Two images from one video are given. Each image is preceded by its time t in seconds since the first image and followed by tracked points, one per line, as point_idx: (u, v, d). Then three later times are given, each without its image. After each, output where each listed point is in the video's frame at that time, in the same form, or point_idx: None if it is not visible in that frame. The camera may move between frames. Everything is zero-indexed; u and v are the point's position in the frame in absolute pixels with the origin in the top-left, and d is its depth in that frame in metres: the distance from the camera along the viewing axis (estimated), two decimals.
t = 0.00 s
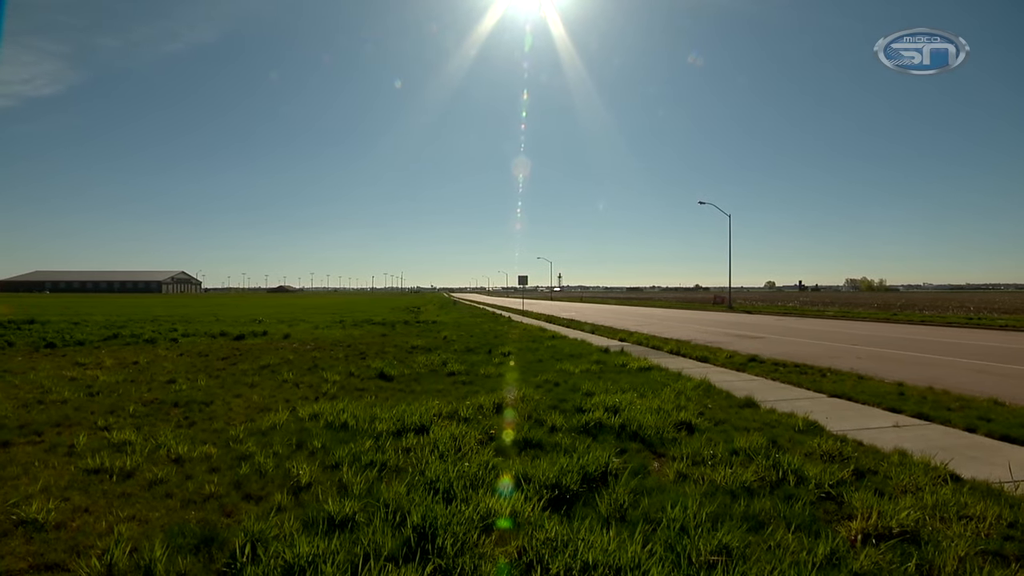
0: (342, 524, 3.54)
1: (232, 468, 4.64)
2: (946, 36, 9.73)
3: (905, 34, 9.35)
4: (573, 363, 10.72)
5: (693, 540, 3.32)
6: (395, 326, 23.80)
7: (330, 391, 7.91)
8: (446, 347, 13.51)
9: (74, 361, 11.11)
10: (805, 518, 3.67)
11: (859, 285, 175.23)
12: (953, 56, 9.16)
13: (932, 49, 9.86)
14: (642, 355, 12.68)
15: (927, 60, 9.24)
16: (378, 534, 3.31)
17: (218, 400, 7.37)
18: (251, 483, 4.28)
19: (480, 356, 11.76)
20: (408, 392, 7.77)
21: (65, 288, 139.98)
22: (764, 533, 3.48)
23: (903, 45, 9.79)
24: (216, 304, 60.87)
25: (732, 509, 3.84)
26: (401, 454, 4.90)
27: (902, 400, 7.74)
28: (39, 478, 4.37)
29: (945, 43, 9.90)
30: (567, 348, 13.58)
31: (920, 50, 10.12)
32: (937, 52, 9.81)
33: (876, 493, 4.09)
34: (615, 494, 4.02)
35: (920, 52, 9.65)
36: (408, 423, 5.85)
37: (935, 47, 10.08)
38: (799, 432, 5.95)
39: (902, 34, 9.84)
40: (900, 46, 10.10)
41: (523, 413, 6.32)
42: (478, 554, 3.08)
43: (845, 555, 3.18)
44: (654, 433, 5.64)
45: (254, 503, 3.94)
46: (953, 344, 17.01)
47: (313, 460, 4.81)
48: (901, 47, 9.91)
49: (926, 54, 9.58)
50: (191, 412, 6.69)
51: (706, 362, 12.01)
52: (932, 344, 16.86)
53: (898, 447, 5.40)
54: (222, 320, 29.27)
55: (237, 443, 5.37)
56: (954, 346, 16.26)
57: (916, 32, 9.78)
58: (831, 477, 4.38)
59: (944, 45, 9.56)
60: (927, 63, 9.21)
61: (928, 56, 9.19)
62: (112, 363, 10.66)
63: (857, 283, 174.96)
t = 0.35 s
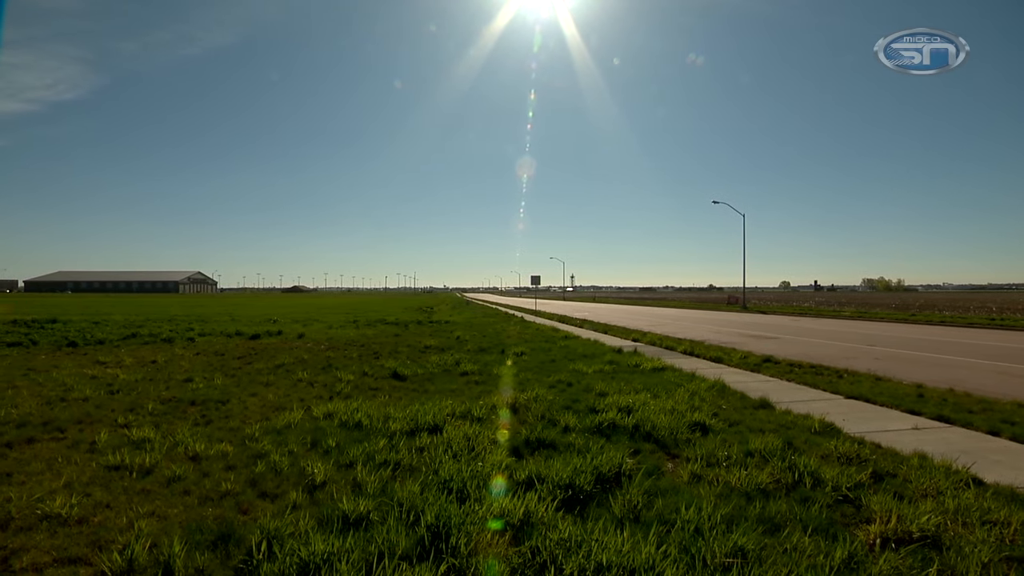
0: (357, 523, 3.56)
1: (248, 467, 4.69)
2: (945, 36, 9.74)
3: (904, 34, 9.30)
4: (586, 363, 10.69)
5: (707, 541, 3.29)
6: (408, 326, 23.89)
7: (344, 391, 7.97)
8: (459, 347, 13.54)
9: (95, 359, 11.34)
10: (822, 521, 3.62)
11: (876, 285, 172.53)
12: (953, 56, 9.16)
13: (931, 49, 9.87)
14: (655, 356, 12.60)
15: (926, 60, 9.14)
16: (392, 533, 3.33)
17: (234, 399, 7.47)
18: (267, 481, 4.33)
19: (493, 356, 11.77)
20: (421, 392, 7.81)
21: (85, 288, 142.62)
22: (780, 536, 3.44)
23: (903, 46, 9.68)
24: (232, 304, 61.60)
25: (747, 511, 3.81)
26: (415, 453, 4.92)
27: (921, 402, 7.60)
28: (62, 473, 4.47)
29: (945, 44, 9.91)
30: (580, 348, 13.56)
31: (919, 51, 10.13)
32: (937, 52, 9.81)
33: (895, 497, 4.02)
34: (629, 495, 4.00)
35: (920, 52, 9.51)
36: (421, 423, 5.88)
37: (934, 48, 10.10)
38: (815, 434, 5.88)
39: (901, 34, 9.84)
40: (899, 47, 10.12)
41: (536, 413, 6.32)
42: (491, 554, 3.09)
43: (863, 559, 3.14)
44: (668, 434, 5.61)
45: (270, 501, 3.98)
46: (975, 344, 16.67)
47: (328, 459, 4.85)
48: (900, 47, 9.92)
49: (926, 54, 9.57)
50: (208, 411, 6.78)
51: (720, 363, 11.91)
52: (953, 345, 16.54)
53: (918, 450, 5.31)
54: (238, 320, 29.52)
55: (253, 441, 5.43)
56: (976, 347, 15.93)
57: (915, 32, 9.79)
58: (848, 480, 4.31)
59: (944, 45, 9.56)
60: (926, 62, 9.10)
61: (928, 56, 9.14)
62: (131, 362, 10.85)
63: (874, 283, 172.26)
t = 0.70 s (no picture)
0: (371, 521, 3.59)
1: (264, 465, 4.74)
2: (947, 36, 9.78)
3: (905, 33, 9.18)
4: (599, 363, 10.65)
5: (723, 543, 3.27)
6: (421, 326, 23.94)
7: (358, 390, 8.02)
8: (472, 347, 13.56)
9: (115, 358, 11.54)
10: (840, 525, 3.57)
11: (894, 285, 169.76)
12: (954, 56, 9.17)
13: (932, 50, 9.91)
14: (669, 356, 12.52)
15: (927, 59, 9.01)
16: (406, 532, 3.35)
17: (250, 398, 7.56)
18: (282, 480, 4.38)
19: (506, 356, 11.77)
20: (434, 391, 7.83)
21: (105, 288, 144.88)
22: (796, 538, 3.40)
23: (902, 46, 9.51)
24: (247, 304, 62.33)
25: (763, 513, 3.77)
26: (428, 453, 4.94)
27: (942, 404, 7.46)
28: (84, 470, 4.56)
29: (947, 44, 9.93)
30: (593, 348, 13.53)
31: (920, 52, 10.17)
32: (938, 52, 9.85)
33: (915, 501, 3.96)
34: (642, 496, 3.98)
35: (920, 52, 9.33)
36: (435, 422, 5.90)
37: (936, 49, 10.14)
38: (832, 436, 5.79)
39: (904, 34, 9.86)
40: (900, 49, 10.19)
41: (549, 413, 6.31)
42: (505, 554, 3.09)
43: (883, 563, 3.09)
44: (682, 435, 5.57)
45: (285, 498, 4.02)
46: (998, 346, 16.32)
47: (342, 458, 4.88)
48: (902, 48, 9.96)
49: (928, 54, 9.59)
50: (224, 409, 6.88)
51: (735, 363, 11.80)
52: (975, 346, 16.20)
53: (939, 453, 5.21)
54: (253, 320, 29.80)
55: (269, 440, 5.49)
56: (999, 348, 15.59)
57: (918, 32, 9.82)
58: (866, 483, 4.24)
59: (944, 45, 9.52)
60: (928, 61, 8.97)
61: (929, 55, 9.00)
62: (150, 361, 11.03)
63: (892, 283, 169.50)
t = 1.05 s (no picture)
0: (385, 520, 3.61)
1: (279, 463, 4.79)
2: (943, 36, 10.38)
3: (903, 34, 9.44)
4: (611, 364, 10.62)
5: (737, 546, 3.24)
6: (433, 326, 24.01)
7: (371, 390, 8.07)
8: (484, 347, 13.58)
9: (134, 356, 11.74)
10: (858, 528, 3.52)
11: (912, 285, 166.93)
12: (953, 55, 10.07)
13: (929, 49, 10.43)
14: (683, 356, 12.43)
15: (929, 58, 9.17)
16: (420, 531, 3.37)
17: (265, 397, 7.65)
18: (297, 478, 4.42)
19: (519, 356, 11.77)
20: (447, 391, 7.87)
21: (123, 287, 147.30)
22: (813, 542, 3.36)
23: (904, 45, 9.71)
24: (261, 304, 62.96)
25: (778, 516, 3.73)
26: (442, 452, 4.96)
27: (962, 407, 7.32)
28: (104, 466, 4.64)
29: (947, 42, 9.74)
30: (605, 348, 13.50)
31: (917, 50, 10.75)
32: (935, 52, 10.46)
33: (935, 505, 3.89)
34: (656, 497, 3.96)
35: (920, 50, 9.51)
36: (448, 422, 5.92)
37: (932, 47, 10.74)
38: (849, 438, 5.72)
39: (901, 34, 10.44)
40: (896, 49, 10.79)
41: (562, 413, 6.31)
42: (518, 554, 3.09)
43: (903, 568, 3.04)
44: (696, 436, 5.53)
45: (300, 497, 4.07)
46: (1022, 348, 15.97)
47: (356, 457, 4.92)
48: (900, 48, 10.48)
49: (925, 54, 10.13)
50: (240, 408, 6.96)
51: (749, 364, 11.69)
52: (998, 348, 15.87)
53: (960, 457, 5.12)
54: (269, 319, 30.10)
55: (284, 439, 5.55)
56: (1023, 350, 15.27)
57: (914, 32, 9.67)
58: (885, 486, 4.18)
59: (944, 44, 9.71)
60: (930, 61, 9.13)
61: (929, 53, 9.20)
62: (167, 360, 11.20)
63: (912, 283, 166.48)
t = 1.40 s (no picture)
0: (400, 519, 3.63)
1: (296, 461, 4.85)
2: (946, 35, 10.35)
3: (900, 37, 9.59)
4: (626, 364, 10.56)
5: (754, 548, 3.21)
6: (447, 326, 24.09)
7: (386, 389, 8.13)
8: (498, 347, 13.59)
9: (154, 355, 11.94)
10: (879, 533, 3.46)
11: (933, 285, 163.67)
12: (953, 55, 10.23)
13: (930, 50, 10.40)
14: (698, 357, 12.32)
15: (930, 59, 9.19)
16: (435, 530, 3.38)
17: (282, 396, 7.74)
18: (313, 476, 4.47)
19: (533, 356, 11.77)
20: (462, 391, 7.89)
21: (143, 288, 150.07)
22: (832, 545, 3.31)
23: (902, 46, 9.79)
24: (277, 304, 63.68)
25: (796, 518, 3.68)
26: (456, 452, 4.98)
27: (987, 410, 7.16)
28: (127, 463, 4.73)
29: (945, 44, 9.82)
30: (619, 348, 13.45)
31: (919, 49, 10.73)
32: (936, 52, 10.43)
33: (959, 510, 3.80)
34: (672, 499, 3.93)
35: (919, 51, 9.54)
36: (463, 422, 5.94)
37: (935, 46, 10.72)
38: (868, 440, 5.63)
39: (900, 35, 10.35)
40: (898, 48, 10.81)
41: (577, 414, 6.29)
42: (533, 554, 3.09)
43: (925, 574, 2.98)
44: (712, 437, 5.48)
45: (316, 495, 4.11)
46: None
47: (372, 456, 4.95)
48: (900, 48, 10.37)
49: (924, 55, 9.97)
50: (257, 407, 7.05)
51: (766, 364, 11.55)
52: None
53: (984, 461, 5.01)
54: (286, 319, 30.43)
55: (300, 437, 5.61)
56: None
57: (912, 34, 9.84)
58: (906, 490, 4.10)
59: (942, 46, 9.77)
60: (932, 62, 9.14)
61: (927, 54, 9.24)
62: (186, 359, 11.38)
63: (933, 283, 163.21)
